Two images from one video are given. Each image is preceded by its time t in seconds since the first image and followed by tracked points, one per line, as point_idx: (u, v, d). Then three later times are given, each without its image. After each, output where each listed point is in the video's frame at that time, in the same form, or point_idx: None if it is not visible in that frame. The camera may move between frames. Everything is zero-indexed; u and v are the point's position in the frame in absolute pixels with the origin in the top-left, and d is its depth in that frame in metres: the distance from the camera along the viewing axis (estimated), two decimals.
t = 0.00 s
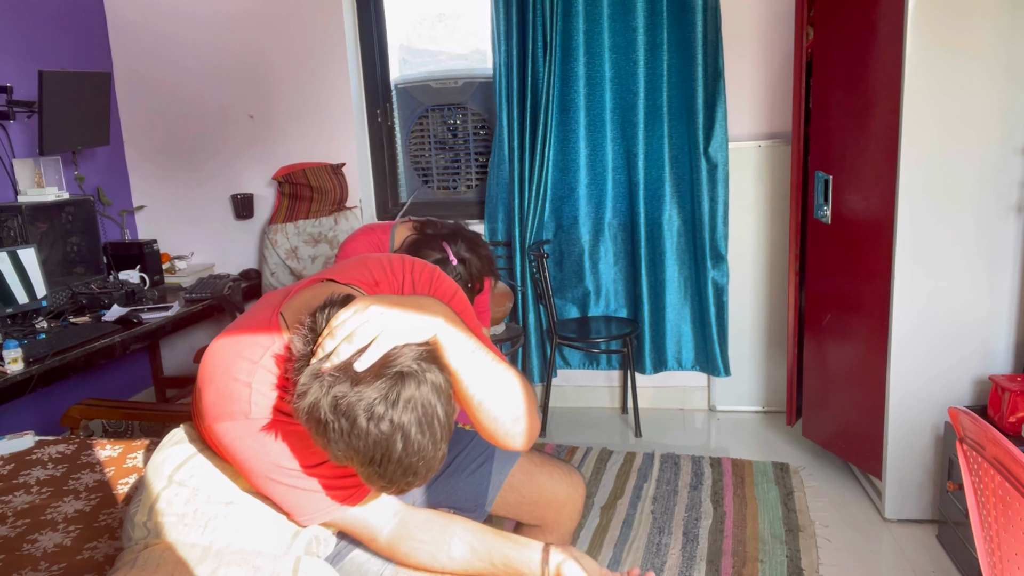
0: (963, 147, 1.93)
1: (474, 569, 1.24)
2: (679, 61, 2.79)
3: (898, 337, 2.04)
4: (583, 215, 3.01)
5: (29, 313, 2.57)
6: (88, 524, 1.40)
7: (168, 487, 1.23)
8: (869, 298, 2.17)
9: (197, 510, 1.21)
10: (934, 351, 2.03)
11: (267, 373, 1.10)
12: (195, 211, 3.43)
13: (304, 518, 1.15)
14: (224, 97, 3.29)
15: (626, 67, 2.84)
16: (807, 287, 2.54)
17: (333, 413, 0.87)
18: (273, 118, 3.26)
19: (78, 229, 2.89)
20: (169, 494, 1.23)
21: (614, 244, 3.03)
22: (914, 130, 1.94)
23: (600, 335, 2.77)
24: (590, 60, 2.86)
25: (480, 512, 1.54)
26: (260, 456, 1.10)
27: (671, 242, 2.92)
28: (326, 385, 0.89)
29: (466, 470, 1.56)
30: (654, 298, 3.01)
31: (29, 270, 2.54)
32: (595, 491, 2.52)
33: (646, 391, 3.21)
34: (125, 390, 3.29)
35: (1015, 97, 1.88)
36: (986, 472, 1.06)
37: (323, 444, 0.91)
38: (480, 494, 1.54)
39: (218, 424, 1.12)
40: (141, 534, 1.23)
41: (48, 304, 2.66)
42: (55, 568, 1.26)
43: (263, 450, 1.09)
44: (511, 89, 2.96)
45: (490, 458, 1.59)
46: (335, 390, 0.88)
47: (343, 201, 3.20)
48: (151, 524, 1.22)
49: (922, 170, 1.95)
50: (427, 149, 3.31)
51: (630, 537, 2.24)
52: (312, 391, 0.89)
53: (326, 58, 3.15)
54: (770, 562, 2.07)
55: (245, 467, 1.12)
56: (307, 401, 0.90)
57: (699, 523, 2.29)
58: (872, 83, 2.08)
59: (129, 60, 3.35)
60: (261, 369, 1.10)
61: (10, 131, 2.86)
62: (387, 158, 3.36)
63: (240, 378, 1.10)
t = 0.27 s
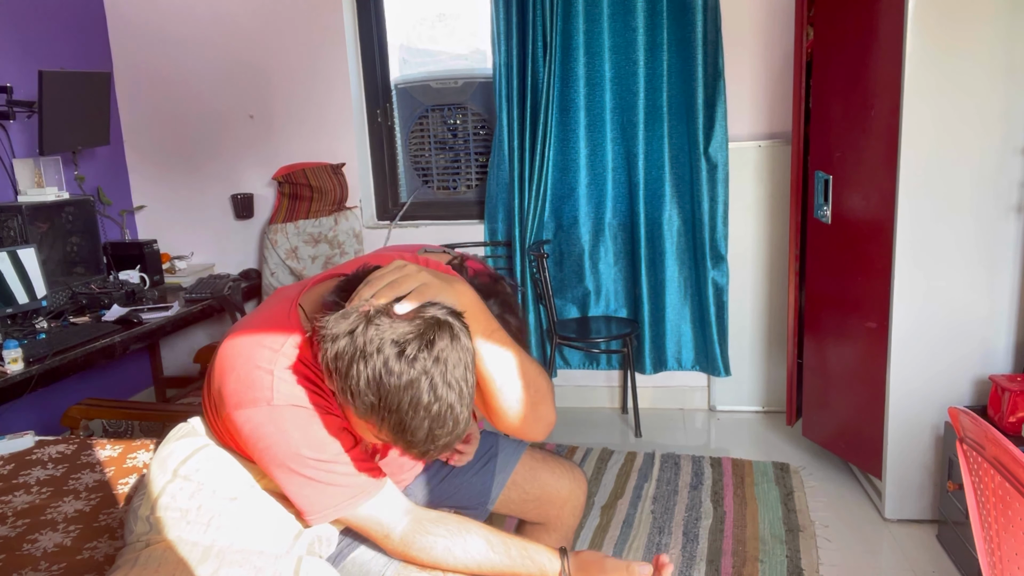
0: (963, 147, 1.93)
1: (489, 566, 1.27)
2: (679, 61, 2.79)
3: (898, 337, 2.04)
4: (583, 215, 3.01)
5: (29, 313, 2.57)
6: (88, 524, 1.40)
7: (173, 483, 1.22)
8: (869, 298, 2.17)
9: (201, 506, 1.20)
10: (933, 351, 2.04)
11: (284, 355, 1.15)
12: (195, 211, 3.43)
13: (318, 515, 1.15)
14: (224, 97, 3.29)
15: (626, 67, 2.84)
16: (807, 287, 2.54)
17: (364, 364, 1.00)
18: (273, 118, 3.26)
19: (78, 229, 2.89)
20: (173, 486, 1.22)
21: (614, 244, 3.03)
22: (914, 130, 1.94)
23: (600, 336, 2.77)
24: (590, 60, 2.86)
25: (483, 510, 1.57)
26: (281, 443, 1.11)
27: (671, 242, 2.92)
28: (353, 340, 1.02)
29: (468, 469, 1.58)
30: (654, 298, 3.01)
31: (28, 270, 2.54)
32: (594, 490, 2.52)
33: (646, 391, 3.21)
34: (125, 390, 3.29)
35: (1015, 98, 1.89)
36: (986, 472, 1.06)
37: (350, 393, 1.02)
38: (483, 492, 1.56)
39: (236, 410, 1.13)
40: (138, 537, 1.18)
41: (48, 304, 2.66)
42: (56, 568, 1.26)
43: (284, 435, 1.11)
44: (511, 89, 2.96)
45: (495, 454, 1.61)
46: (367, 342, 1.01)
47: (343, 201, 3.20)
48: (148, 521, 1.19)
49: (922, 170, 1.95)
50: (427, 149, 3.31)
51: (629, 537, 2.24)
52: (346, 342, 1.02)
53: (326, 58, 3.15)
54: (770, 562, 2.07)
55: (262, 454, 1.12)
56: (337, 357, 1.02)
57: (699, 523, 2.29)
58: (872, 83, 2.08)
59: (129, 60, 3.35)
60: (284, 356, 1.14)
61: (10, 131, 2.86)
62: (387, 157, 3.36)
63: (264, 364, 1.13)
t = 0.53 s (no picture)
0: (963, 148, 1.93)
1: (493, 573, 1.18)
2: (679, 61, 2.79)
3: (898, 337, 2.04)
4: (583, 215, 3.01)
5: (29, 313, 2.57)
6: (88, 524, 1.40)
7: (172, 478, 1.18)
8: (869, 298, 2.17)
9: (201, 503, 1.16)
10: (933, 351, 2.04)
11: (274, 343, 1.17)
12: (195, 211, 3.43)
13: (315, 510, 1.12)
14: (224, 97, 3.29)
15: (626, 67, 2.84)
16: (807, 286, 2.54)
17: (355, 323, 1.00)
18: (273, 118, 3.26)
19: (78, 229, 2.89)
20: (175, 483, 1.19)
21: (614, 244, 3.03)
22: (914, 130, 1.94)
23: (600, 336, 2.77)
24: (590, 60, 2.86)
25: (483, 510, 1.57)
26: (288, 431, 1.11)
27: (671, 242, 2.92)
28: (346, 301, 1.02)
29: (466, 469, 1.58)
30: (654, 298, 3.01)
31: (29, 270, 2.54)
32: (594, 490, 2.52)
33: (646, 391, 3.20)
34: (125, 390, 3.29)
35: (1015, 98, 1.89)
36: (986, 472, 1.06)
37: (338, 356, 1.02)
38: (482, 493, 1.56)
39: (241, 400, 1.13)
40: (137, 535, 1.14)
41: (48, 304, 2.66)
42: (55, 569, 1.26)
43: (289, 422, 1.11)
44: (511, 89, 2.96)
45: (493, 456, 1.60)
46: (359, 301, 1.01)
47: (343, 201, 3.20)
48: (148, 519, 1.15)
49: (922, 171, 1.95)
50: (427, 149, 3.31)
51: (629, 537, 2.24)
52: (335, 307, 1.02)
53: (325, 58, 3.15)
54: (770, 562, 2.07)
55: (266, 442, 1.12)
56: (329, 314, 1.02)
57: (699, 523, 2.29)
58: (872, 83, 2.08)
59: (129, 60, 3.35)
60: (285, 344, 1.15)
61: (10, 131, 2.86)
62: (387, 157, 3.36)
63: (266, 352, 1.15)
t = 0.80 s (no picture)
0: (963, 148, 1.93)
1: None
2: (679, 61, 2.79)
3: (899, 337, 2.04)
4: (583, 215, 3.01)
5: (29, 313, 2.57)
6: (88, 524, 1.41)
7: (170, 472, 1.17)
8: (869, 298, 2.17)
9: (200, 498, 1.15)
10: (934, 351, 2.04)
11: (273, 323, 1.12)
12: (195, 211, 3.43)
13: (307, 493, 1.07)
14: (224, 97, 3.29)
15: (626, 67, 2.84)
16: (808, 286, 2.54)
17: (351, 277, 1.00)
18: (273, 118, 3.26)
19: (77, 229, 2.89)
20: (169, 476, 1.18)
21: (614, 244, 3.03)
22: (914, 130, 1.94)
23: (600, 336, 2.77)
24: (590, 60, 2.86)
25: (480, 508, 1.57)
26: (284, 407, 1.06)
27: (671, 242, 2.92)
28: (339, 257, 1.01)
29: (464, 465, 1.58)
30: (654, 298, 3.01)
31: (29, 271, 2.55)
32: (595, 490, 2.52)
33: (646, 391, 3.20)
34: (125, 390, 3.29)
35: (1015, 98, 1.88)
36: (986, 472, 1.06)
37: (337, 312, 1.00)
38: (481, 489, 1.56)
39: (239, 381, 1.08)
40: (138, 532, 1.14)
41: (48, 304, 2.66)
42: (56, 569, 1.26)
43: (286, 397, 1.06)
44: (511, 89, 2.96)
45: (489, 453, 1.60)
46: (348, 258, 1.00)
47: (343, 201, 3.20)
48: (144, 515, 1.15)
49: (922, 170, 1.95)
50: (427, 149, 3.31)
51: (629, 537, 2.24)
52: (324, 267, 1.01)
53: (325, 58, 3.16)
54: (770, 562, 2.07)
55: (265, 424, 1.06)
56: (329, 269, 1.01)
57: (699, 523, 2.29)
58: (872, 83, 2.08)
59: (128, 59, 3.35)
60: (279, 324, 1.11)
61: (10, 131, 2.86)
62: (387, 157, 3.36)
63: (261, 333, 1.11)
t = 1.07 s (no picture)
0: (962, 147, 1.93)
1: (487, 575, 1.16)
2: (679, 61, 2.79)
3: (898, 337, 2.04)
4: (583, 215, 3.01)
5: (29, 313, 2.57)
6: (88, 526, 1.42)
7: (161, 465, 1.19)
8: (869, 298, 2.17)
9: (193, 494, 1.18)
10: (934, 351, 2.04)
11: (233, 314, 1.16)
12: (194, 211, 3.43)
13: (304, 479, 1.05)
14: (224, 97, 3.29)
15: (626, 67, 2.84)
16: (807, 286, 2.54)
17: (170, 274, 1.05)
18: (273, 118, 3.26)
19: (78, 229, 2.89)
20: (166, 474, 1.19)
21: (614, 244, 3.03)
22: (914, 130, 1.94)
23: (600, 336, 2.77)
24: (590, 60, 2.86)
25: (480, 500, 1.57)
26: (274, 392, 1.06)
27: (671, 242, 2.92)
28: (159, 248, 1.04)
29: (462, 458, 1.59)
30: (654, 298, 3.01)
31: (29, 272, 2.58)
32: (594, 489, 2.52)
33: (646, 391, 3.20)
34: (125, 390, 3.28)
35: (1015, 99, 1.89)
36: (986, 472, 1.06)
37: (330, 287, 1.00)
38: (479, 480, 1.58)
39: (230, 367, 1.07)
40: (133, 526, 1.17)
41: (48, 304, 2.66)
42: (57, 572, 1.28)
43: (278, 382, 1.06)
44: (511, 89, 2.96)
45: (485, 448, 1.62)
46: (122, 250, 1.03)
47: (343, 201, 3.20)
48: (144, 512, 1.17)
49: (922, 170, 1.95)
50: (427, 149, 3.31)
51: (629, 535, 2.24)
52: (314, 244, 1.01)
53: (325, 58, 3.16)
54: (769, 562, 2.07)
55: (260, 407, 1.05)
56: (189, 269, 1.06)
57: (699, 522, 2.29)
58: (872, 83, 2.08)
59: (128, 59, 3.35)
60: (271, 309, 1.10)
61: (10, 131, 2.86)
62: (387, 157, 3.36)
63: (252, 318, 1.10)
